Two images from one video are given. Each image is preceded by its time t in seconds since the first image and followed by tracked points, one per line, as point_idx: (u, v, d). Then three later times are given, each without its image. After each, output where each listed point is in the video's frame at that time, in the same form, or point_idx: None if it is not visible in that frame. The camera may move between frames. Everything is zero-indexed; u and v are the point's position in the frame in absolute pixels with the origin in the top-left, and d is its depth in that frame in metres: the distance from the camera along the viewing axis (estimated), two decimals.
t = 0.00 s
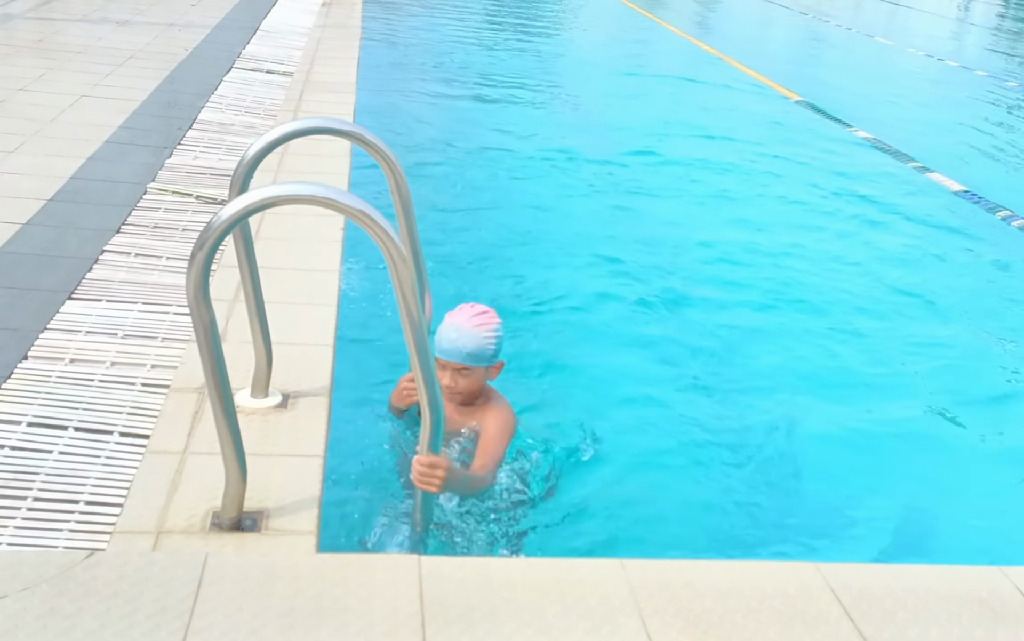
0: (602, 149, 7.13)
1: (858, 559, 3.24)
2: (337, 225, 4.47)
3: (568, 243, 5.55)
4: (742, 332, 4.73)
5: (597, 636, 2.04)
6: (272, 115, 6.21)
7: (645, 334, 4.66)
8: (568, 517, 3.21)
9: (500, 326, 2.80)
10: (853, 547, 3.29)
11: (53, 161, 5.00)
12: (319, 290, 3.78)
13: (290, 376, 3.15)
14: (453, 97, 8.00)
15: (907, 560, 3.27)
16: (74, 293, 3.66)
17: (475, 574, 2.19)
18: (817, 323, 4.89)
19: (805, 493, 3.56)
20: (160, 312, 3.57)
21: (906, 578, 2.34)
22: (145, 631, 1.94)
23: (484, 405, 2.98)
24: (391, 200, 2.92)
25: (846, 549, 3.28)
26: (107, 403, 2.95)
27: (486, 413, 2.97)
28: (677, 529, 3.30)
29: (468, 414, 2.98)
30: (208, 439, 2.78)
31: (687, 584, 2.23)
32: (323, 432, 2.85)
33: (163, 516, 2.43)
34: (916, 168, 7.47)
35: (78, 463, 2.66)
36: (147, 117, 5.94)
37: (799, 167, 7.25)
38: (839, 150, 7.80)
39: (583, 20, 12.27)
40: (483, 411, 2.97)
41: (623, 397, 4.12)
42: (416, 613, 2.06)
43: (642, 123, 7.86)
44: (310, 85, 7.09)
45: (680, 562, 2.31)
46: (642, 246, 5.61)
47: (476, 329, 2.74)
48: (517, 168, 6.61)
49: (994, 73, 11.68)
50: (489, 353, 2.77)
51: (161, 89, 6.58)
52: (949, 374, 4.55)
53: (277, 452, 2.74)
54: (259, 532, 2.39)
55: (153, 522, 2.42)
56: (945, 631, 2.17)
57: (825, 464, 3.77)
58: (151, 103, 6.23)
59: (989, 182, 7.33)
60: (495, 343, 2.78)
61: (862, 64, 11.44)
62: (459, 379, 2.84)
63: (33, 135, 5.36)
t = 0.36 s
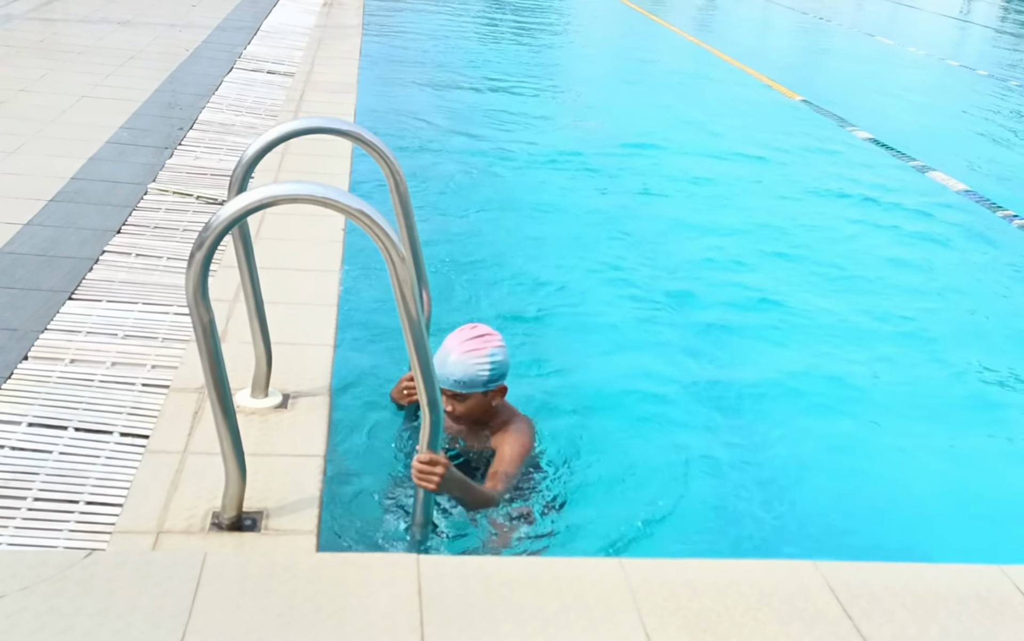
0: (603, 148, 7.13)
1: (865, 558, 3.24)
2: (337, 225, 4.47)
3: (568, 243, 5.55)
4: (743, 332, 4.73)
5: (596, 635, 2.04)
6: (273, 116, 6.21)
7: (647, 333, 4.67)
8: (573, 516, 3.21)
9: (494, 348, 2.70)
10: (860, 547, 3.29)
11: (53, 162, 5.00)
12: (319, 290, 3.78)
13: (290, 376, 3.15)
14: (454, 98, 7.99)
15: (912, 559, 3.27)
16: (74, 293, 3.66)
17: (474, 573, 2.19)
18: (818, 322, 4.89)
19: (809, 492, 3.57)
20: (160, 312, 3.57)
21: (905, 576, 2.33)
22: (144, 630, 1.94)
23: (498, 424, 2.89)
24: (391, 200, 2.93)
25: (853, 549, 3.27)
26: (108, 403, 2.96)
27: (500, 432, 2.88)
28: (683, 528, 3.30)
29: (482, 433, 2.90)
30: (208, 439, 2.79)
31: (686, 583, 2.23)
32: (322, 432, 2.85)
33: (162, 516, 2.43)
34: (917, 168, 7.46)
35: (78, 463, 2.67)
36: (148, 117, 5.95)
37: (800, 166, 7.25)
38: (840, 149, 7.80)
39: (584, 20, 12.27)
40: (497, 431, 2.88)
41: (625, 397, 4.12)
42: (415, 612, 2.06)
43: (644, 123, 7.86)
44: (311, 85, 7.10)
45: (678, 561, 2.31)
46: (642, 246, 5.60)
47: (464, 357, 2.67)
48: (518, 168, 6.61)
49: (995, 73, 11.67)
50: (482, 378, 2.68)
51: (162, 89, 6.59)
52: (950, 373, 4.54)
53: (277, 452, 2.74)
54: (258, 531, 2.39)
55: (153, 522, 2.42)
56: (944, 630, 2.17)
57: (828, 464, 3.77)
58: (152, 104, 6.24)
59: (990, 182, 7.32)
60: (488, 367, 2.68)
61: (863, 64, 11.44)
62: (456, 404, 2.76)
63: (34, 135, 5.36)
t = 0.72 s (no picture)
0: (605, 149, 7.13)
1: (871, 558, 3.24)
2: (338, 226, 4.48)
3: (569, 243, 5.55)
4: (743, 331, 4.73)
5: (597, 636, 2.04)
6: (274, 117, 6.22)
7: (648, 333, 4.67)
8: (579, 517, 3.20)
9: (504, 363, 2.69)
10: (866, 546, 3.29)
11: (54, 163, 5.00)
12: (319, 291, 3.78)
13: (291, 376, 3.15)
14: (455, 98, 8.00)
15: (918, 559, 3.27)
16: (75, 294, 3.67)
17: (474, 574, 2.19)
18: (818, 321, 4.89)
19: (813, 492, 3.57)
20: (160, 313, 3.57)
21: (906, 576, 2.33)
22: (144, 631, 1.94)
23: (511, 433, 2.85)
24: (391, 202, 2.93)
25: (859, 549, 3.27)
26: (109, 404, 2.96)
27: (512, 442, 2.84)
28: (690, 529, 3.30)
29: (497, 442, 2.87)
30: (209, 440, 2.79)
31: (687, 583, 2.23)
32: (322, 433, 2.85)
33: (163, 517, 2.43)
34: (919, 168, 7.46)
35: (78, 464, 2.67)
36: (149, 119, 5.95)
37: (801, 166, 7.25)
38: (841, 149, 7.80)
39: (585, 20, 12.27)
40: (510, 440, 2.84)
41: (628, 397, 4.12)
42: (415, 613, 2.06)
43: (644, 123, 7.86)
44: (311, 86, 7.10)
45: (679, 562, 2.31)
46: (643, 246, 5.60)
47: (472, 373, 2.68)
48: (519, 168, 6.61)
49: (996, 73, 11.67)
50: (492, 394, 2.68)
51: (163, 90, 6.60)
52: (951, 373, 4.54)
53: (277, 453, 2.74)
54: (258, 533, 2.39)
55: (154, 523, 2.42)
56: (945, 630, 2.16)
57: (832, 464, 3.77)
58: (154, 104, 6.25)
59: (991, 181, 7.32)
60: (498, 383, 2.68)
61: (864, 64, 11.44)
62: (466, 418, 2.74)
63: (35, 137, 5.37)
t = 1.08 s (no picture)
0: (607, 148, 7.12)
1: (877, 560, 3.24)
2: (340, 225, 4.48)
3: (570, 242, 5.55)
4: (744, 331, 4.72)
5: (596, 636, 2.04)
6: (276, 116, 6.22)
7: (650, 331, 4.67)
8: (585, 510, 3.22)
9: (478, 384, 2.73)
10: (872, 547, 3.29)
11: (56, 163, 5.01)
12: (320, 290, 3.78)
13: (292, 376, 3.15)
14: (457, 97, 8.00)
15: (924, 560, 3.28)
16: (77, 293, 3.67)
17: (474, 574, 2.19)
18: (820, 320, 4.88)
19: (816, 491, 3.58)
20: (162, 312, 3.57)
21: (908, 576, 2.33)
22: (144, 630, 1.94)
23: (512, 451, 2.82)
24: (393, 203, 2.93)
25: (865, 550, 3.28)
26: (110, 403, 2.96)
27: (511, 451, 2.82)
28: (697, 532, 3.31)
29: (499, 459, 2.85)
30: (210, 439, 2.79)
31: (687, 583, 2.23)
32: (324, 432, 2.86)
33: (164, 516, 2.43)
34: (921, 167, 7.44)
35: (80, 463, 2.67)
36: (151, 118, 5.95)
37: (804, 165, 7.24)
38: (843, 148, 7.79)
39: (587, 20, 12.26)
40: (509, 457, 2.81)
41: (632, 397, 4.12)
42: (414, 613, 2.06)
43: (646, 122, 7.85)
44: (314, 85, 7.10)
45: (680, 562, 2.30)
46: (644, 245, 5.60)
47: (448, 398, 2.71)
48: (520, 167, 6.60)
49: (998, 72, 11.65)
50: (473, 415, 2.71)
51: (165, 89, 6.60)
52: (953, 373, 4.53)
53: (279, 452, 2.74)
54: (259, 532, 2.39)
55: (155, 522, 2.42)
56: (946, 630, 2.16)
57: (838, 465, 3.77)
58: (156, 104, 6.25)
59: (993, 181, 7.31)
60: (475, 404, 2.71)
61: (867, 63, 11.43)
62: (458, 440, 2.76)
63: (37, 136, 5.37)
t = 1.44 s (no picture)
0: (607, 144, 7.11)
1: (884, 555, 3.25)
2: (341, 221, 4.47)
3: (571, 238, 5.54)
4: (745, 326, 4.72)
5: (596, 632, 2.03)
6: (277, 112, 6.21)
7: (651, 327, 4.67)
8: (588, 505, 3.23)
9: (480, 371, 2.61)
10: (880, 542, 3.30)
11: (57, 159, 5.00)
12: (320, 286, 3.78)
13: (292, 372, 3.15)
14: (458, 93, 7.98)
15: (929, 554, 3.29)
16: (77, 289, 3.66)
17: (474, 571, 2.18)
18: (820, 316, 4.88)
19: (814, 488, 3.59)
20: (162, 309, 3.57)
21: (908, 572, 2.32)
22: (143, 626, 1.94)
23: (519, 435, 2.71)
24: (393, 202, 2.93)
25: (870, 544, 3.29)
26: (110, 399, 2.96)
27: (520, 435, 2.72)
28: (706, 525, 3.32)
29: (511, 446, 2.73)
30: (210, 435, 2.78)
31: (688, 580, 2.22)
32: (324, 428, 2.85)
33: (163, 512, 2.43)
34: (922, 163, 7.43)
35: (80, 458, 2.67)
36: (152, 114, 5.95)
37: (805, 161, 7.22)
38: (844, 145, 7.78)
39: (588, 16, 12.23)
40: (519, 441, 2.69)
41: (633, 393, 4.13)
42: (414, 609, 2.05)
43: (647, 118, 7.84)
44: (314, 81, 7.09)
45: (680, 558, 2.30)
46: (645, 241, 5.59)
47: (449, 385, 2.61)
48: (521, 163, 6.59)
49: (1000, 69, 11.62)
50: (475, 403, 2.59)
51: (166, 86, 6.59)
52: (953, 369, 4.52)
53: (279, 448, 2.74)
54: (258, 528, 2.39)
55: (154, 518, 2.42)
56: (947, 626, 2.15)
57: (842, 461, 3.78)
58: (156, 100, 6.24)
59: (995, 177, 7.30)
60: (477, 391, 2.59)
61: (868, 59, 11.40)
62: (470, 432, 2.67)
63: (37, 132, 5.37)
